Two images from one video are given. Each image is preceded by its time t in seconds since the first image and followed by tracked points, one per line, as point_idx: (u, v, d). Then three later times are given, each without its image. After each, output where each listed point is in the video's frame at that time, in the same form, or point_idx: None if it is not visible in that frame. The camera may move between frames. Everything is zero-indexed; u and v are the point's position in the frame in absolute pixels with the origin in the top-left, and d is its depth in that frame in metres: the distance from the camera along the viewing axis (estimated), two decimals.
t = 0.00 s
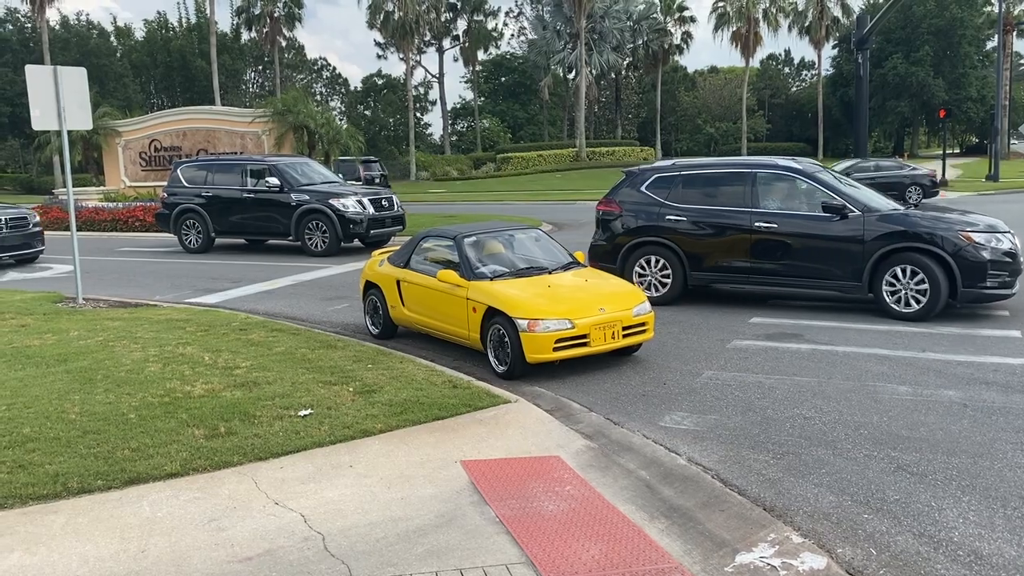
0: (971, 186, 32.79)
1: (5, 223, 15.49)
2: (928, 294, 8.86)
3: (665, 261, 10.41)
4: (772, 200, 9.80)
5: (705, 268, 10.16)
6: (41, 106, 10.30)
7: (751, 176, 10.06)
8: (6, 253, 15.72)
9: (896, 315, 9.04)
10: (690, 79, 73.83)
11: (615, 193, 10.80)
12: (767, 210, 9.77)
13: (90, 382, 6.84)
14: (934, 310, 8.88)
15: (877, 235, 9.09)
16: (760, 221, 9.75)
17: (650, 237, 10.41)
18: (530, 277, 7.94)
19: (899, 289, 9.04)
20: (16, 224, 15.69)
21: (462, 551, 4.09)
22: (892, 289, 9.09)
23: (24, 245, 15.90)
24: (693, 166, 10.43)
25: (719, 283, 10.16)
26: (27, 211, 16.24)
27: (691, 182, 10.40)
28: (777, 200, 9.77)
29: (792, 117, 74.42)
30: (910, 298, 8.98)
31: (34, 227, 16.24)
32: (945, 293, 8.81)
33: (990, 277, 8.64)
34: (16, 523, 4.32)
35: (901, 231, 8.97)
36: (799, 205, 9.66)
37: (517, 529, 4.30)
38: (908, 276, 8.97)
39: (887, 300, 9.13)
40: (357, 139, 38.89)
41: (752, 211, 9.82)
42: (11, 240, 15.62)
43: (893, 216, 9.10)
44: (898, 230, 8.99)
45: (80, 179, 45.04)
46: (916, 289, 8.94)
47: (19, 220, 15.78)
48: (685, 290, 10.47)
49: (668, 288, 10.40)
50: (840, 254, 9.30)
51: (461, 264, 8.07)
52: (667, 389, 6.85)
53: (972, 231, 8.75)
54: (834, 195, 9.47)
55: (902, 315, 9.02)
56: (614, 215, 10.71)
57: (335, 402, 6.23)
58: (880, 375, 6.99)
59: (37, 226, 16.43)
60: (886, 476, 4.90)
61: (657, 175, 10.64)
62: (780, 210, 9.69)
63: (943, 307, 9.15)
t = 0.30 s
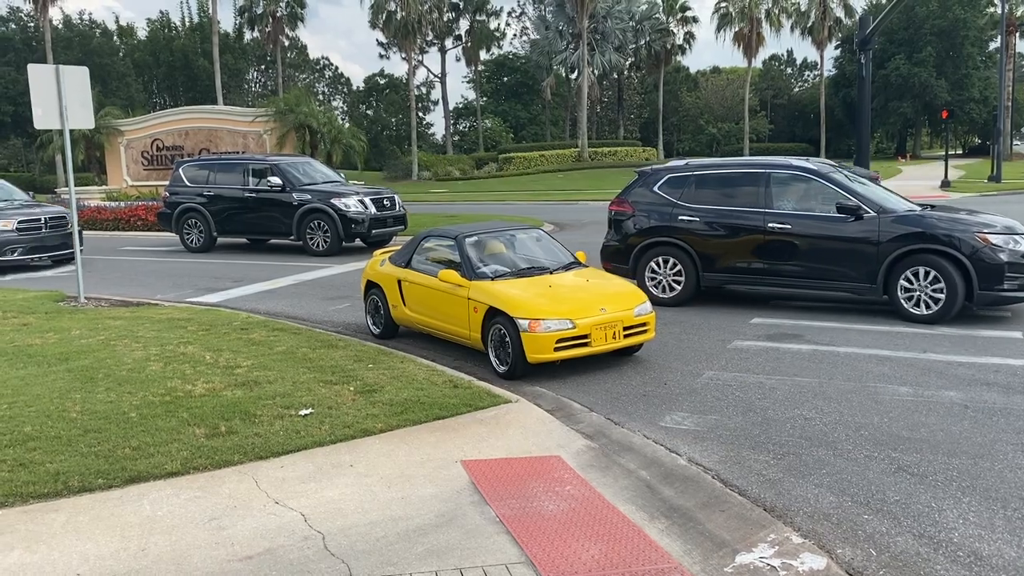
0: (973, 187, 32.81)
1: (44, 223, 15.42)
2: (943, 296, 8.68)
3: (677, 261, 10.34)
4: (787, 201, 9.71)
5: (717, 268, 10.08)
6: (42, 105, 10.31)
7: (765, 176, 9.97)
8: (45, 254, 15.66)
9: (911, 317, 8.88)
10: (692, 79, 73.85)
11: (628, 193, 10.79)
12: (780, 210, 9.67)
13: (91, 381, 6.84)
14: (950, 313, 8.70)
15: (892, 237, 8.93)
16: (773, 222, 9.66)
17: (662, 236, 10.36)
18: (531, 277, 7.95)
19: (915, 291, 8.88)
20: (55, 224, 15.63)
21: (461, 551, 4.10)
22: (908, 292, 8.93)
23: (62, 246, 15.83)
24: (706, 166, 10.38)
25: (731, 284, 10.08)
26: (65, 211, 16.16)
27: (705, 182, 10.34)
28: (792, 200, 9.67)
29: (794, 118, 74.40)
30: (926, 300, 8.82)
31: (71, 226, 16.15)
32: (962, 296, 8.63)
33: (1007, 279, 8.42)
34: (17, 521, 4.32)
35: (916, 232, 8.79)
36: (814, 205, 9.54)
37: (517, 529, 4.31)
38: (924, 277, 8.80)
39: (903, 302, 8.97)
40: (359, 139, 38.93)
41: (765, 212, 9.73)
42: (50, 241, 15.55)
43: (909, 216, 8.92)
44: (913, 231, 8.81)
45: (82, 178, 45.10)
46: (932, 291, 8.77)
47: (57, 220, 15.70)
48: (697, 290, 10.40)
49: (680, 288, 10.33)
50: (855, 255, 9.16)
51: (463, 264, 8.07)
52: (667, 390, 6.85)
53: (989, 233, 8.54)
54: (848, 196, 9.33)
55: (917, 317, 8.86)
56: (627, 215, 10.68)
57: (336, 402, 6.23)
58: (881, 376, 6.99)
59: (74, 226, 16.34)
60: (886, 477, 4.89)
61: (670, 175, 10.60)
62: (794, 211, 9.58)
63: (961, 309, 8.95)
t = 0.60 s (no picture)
0: (972, 188, 32.82)
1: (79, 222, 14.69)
2: (953, 298, 8.62)
3: (683, 262, 10.25)
4: (794, 202, 9.67)
5: (724, 269, 9.99)
6: (40, 105, 10.31)
7: (773, 177, 9.93)
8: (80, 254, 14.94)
9: (921, 319, 8.81)
10: (692, 80, 73.93)
11: (634, 194, 10.72)
12: (788, 211, 9.63)
13: (88, 380, 6.83)
14: (959, 315, 8.63)
15: (901, 238, 8.88)
16: (780, 223, 9.61)
17: (668, 237, 10.27)
18: (529, 277, 7.94)
19: (924, 293, 8.82)
20: (89, 223, 14.89)
21: (456, 551, 4.09)
22: (917, 294, 8.87)
23: (98, 247, 15.11)
24: (713, 166, 10.33)
25: (739, 285, 10.00)
26: (100, 209, 15.42)
27: (712, 182, 10.29)
28: (800, 201, 9.64)
29: (793, 119, 74.45)
30: (935, 302, 8.75)
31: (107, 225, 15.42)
32: (971, 298, 8.57)
33: (1017, 281, 8.35)
34: (12, 520, 4.32)
35: (926, 232, 8.74)
36: (823, 206, 9.50)
37: (513, 529, 4.31)
38: (934, 279, 8.74)
39: (911, 304, 8.90)
40: (358, 139, 38.92)
41: (773, 213, 9.68)
42: (85, 241, 14.83)
43: (918, 217, 8.87)
44: (923, 232, 8.76)
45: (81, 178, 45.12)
46: (942, 293, 8.70)
47: (92, 219, 14.97)
48: (704, 291, 10.30)
49: (687, 289, 10.23)
50: (862, 256, 9.11)
51: (459, 264, 8.08)
52: (664, 390, 6.84)
53: (999, 235, 8.48)
54: (857, 197, 9.29)
55: (926, 319, 8.80)
56: (633, 215, 10.62)
57: (332, 401, 6.22)
58: (877, 376, 6.99)
59: (109, 224, 15.58)
60: (882, 478, 4.89)
61: (677, 175, 10.55)
62: (802, 212, 9.55)
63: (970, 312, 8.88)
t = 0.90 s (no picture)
0: (965, 188, 32.94)
1: (107, 223, 14.40)
2: (955, 300, 8.56)
3: (684, 263, 10.17)
4: (796, 201, 9.59)
5: (725, 270, 9.91)
6: (31, 105, 10.27)
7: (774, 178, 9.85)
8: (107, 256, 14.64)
9: (922, 321, 8.76)
10: (686, 81, 74.12)
11: (634, 194, 10.64)
12: (790, 212, 9.54)
13: (78, 380, 6.81)
14: (962, 317, 8.57)
15: (903, 239, 8.80)
16: (782, 223, 9.53)
17: (669, 237, 10.20)
18: (521, 278, 7.92)
19: (926, 294, 8.75)
20: (116, 224, 14.59)
21: (444, 552, 4.09)
22: (919, 295, 8.80)
23: (125, 247, 14.82)
24: (714, 167, 10.27)
25: (740, 287, 9.92)
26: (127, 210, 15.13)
27: (712, 183, 10.22)
28: (801, 202, 9.56)
29: (787, 119, 74.60)
30: (937, 303, 8.69)
31: (133, 226, 15.10)
32: (973, 299, 8.50)
33: (1021, 283, 8.28)
34: None
35: (927, 234, 8.66)
36: (824, 207, 9.42)
37: (501, 530, 4.30)
38: (936, 281, 8.67)
39: (914, 306, 8.84)
40: (352, 140, 38.89)
41: (774, 213, 9.60)
42: (113, 242, 14.54)
43: (919, 218, 8.79)
44: (924, 234, 8.69)
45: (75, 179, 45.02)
46: (944, 295, 8.64)
47: (120, 220, 14.68)
48: (705, 292, 10.22)
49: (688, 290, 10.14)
50: (863, 257, 9.04)
51: (452, 264, 8.07)
52: (654, 390, 6.84)
53: (1001, 236, 8.41)
54: (859, 197, 9.20)
55: (927, 321, 8.75)
56: (633, 216, 10.54)
57: (322, 402, 6.21)
58: (868, 377, 7.00)
59: (135, 225, 15.27)
60: (871, 478, 4.90)
61: (677, 176, 10.49)
62: (803, 212, 9.46)
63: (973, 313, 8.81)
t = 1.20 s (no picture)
0: (955, 191, 33.08)
1: (128, 225, 14.31)
2: (959, 302, 8.46)
3: (685, 264, 10.07)
4: (798, 203, 9.51)
5: (726, 271, 9.82)
6: (17, 106, 10.17)
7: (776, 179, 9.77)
8: (127, 259, 14.54)
9: (926, 324, 8.65)
10: (677, 83, 74.31)
11: (635, 196, 10.54)
12: (791, 214, 9.46)
13: (64, 384, 6.74)
14: (966, 319, 8.47)
15: (905, 241, 8.72)
16: (784, 225, 9.44)
17: (670, 239, 10.10)
18: (512, 280, 7.88)
19: (929, 297, 8.66)
20: (137, 227, 14.51)
21: (433, 556, 4.05)
22: (922, 298, 8.71)
23: (145, 251, 14.68)
24: (715, 169, 10.18)
25: (741, 289, 9.83)
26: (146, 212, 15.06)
27: (714, 185, 10.13)
28: (802, 204, 9.48)
29: (777, 121, 74.80)
30: (940, 306, 8.59)
31: (153, 229, 15.01)
32: (978, 302, 8.40)
33: None
34: None
35: (931, 236, 8.57)
36: (826, 208, 9.34)
37: (491, 534, 4.26)
38: (939, 283, 8.58)
39: (917, 308, 8.74)
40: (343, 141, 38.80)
41: (776, 215, 9.52)
42: (133, 244, 14.41)
43: (921, 220, 8.71)
44: (928, 236, 8.60)
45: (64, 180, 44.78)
46: (947, 297, 8.54)
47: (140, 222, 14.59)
48: (707, 295, 10.12)
49: (689, 292, 10.04)
50: (865, 259, 8.96)
51: (442, 266, 8.04)
52: (646, 392, 6.82)
53: (1006, 237, 8.32)
54: (861, 200, 9.12)
55: (931, 324, 8.64)
56: (634, 218, 10.45)
57: (311, 405, 6.15)
58: (860, 378, 6.98)
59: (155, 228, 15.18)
60: (862, 480, 4.89)
61: (679, 178, 10.40)
62: (805, 214, 9.38)
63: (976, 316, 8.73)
